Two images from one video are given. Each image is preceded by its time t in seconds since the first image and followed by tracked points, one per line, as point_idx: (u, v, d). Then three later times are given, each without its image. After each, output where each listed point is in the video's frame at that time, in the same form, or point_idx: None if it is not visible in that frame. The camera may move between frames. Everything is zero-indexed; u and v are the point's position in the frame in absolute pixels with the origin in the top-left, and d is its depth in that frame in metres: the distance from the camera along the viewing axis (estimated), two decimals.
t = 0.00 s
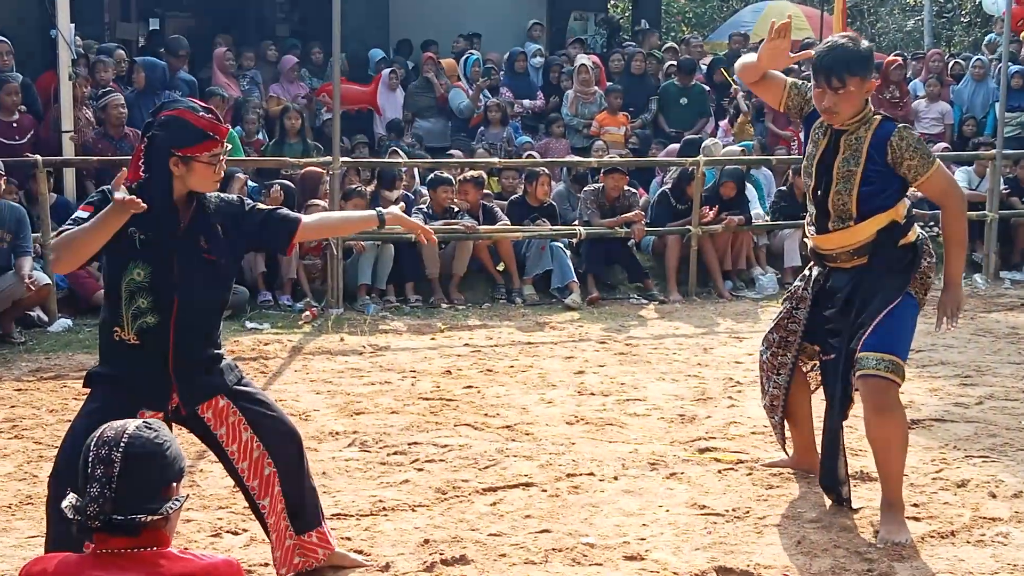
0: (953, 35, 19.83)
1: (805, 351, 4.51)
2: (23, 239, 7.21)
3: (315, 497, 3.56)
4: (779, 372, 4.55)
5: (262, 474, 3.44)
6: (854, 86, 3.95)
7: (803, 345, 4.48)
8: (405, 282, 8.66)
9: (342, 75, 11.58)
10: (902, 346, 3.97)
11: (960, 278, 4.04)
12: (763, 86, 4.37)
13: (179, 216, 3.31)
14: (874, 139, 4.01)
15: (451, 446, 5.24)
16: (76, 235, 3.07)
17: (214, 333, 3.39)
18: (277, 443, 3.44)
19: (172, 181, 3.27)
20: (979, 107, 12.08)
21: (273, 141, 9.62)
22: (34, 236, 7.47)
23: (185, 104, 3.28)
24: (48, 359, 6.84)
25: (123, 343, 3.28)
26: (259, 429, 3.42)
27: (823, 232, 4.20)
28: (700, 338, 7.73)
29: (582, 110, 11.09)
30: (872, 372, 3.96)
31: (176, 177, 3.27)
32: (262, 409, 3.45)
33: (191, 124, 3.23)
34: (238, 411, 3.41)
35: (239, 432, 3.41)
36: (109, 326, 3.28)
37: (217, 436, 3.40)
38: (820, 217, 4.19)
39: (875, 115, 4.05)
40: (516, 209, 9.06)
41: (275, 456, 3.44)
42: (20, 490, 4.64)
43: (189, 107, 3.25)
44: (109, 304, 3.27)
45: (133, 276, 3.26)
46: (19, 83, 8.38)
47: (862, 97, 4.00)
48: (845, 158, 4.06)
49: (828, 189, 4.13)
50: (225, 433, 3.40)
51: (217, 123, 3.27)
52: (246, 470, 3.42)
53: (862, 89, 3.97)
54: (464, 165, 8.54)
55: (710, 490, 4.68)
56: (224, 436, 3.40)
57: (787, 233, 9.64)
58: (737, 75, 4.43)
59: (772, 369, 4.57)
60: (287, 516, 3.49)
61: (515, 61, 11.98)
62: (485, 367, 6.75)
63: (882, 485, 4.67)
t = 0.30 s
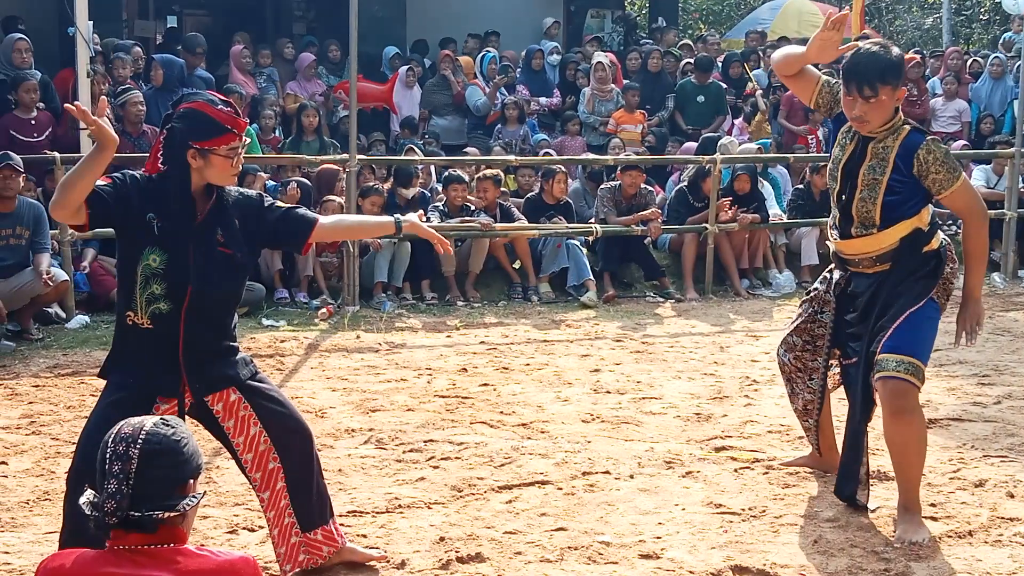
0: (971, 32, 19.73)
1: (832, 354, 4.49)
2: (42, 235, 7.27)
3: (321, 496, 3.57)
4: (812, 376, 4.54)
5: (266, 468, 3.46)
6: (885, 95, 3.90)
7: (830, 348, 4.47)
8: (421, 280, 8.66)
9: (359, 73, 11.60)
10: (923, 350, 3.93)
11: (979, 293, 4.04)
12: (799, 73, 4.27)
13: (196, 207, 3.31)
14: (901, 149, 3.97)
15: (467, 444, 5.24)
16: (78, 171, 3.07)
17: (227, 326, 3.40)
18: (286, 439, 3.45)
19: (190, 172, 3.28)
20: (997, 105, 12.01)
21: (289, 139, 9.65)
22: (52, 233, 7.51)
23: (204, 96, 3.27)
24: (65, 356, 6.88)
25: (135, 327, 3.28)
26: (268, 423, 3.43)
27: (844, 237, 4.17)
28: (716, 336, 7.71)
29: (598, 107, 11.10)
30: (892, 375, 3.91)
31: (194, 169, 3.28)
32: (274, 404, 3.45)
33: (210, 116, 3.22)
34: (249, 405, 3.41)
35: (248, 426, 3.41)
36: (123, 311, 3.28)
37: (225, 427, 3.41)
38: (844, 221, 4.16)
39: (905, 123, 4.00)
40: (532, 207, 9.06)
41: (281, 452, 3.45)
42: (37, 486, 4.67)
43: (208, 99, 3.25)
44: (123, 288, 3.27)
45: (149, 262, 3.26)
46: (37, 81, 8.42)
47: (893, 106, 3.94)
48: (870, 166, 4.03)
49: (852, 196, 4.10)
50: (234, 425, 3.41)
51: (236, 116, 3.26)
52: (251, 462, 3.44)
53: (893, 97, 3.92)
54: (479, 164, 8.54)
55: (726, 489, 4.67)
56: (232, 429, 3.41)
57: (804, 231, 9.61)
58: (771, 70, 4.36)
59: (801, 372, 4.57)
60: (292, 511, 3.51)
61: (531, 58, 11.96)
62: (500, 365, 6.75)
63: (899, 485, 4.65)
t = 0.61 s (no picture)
0: (971, 32, 19.74)
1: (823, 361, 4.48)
2: (42, 236, 7.28)
3: (335, 494, 3.54)
4: (799, 383, 4.53)
5: (280, 470, 3.45)
6: (894, 108, 3.89)
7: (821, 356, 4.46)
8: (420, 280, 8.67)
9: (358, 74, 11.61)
10: (921, 354, 3.94)
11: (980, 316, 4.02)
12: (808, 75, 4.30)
13: (203, 214, 3.32)
14: (897, 165, 3.98)
15: (466, 445, 5.24)
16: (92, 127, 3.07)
17: (231, 332, 3.41)
18: (297, 440, 3.43)
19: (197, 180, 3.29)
20: (996, 105, 12.02)
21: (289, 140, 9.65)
22: (52, 234, 7.51)
23: (210, 103, 3.29)
24: (65, 357, 6.88)
25: (142, 326, 3.28)
26: (279, 424, 3.42)
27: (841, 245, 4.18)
28: (715, 336, 7.72)
29: (597, 108, 11.11)
30: (891, 378, 3.91)
31: (200, 177, 3.29)
32: (283, 405, 3.44)
33: (215, 123, 3.24)
34: (258, 407, 3.41)
35: (258, 428, 3.41)
36: (129, 310, 3.28)
37: (236, 431, 3.41)
38: (837, 230, 4.17)
39: (906, 139, 4.01)
40: (531, 208, 9.06)
41: (293, 453, 3.44)
42: (37, 487, 4.67)
43: (213, 107, 3.26)
44: (130, 287, 3.28)
45: (157, 263, 3.26)
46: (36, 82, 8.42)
47: (899, 119, 3.94)
48: (865, 177, 4.04)
49: (846, 204, 4.10)
50: (245, 429, 3.40)
51: (241, 123, 3.27)
52: (264, 466, 3.43)
53: (900, 111, 3.91)
54: (478, 164, 8.54)
55: (726, 489, 4.67)
56: (243, 432, 3.40)
57: (803, 231, 9.62)
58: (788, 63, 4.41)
59: (788, 379, 4.55)
60: (308, 508, 3.49)
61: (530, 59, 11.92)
62: (500, 366, 6.75)
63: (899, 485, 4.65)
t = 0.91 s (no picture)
0: (982, 32, 19.67)
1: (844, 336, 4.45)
2: (54, 238, 7.30)
3: (336, 499, 3.55)
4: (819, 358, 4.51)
5: (283, 472, 3.44)
6: (918, 81, 3.84)
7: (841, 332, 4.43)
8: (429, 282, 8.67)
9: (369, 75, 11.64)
10: (936, 348, 3.92)
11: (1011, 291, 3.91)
12: (831, 39, 4.32)
13: (230, 202, 3.33)
14: (920, 136, 3.94)
15: (476, 445, 5.25)
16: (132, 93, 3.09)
17: (250, 322, 3.41)
18: (304, 442, 3.45)
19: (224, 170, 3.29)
20: (1008, 106, 11.98)
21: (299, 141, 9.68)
22: (63, 236, 7.54)
23: (242, 96, 3.28)
24: (76, 358, 6.91)
25: (163, 305, 3.31)
26: (287, 424, 3.42)
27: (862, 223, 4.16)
28: (725, 337, 7.71)
29: (607, 109, 11.12)
30: (906, 375, 3.93)
31: (229, 167, 3.28)
32: (293, 404, 3.44)
33: (246, 117, 3.22)
34: (268, 405, 3.41)
35: (266, 427, 3.41)
36: (152, 288, 3.31)
37: (244, 427, 3.41)
38: (858, 203, 4.16)
39: (930, 109, 3.96)
40: (541, 208, 9.06)
41: (299, 454, 3.44)
42: (48, 487, 4.69)
43: (246, 100, 3.25)
44: (154, 266, 3.30)
45: (181, 244, 3.28)
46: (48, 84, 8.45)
47: (923, 90, 3.89)
48: (887, 147, 4.01)
49: (867, 174, 4.08)
50: (252, 426, 3.41)
51: (272, 118, 3.26)
52: (268, 465, 3.43)
53: (925, 82, 3.86)
54: (489, 165, 8.54)
55: (735, 490, 4.66)
56: (251, 429, 3.41)
57: (813, 232, 9.59)
58: (812, 37, 4.49)
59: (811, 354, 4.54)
60: (309, 515, 3.49)
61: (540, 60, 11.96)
62: (510, 366, 6.75)
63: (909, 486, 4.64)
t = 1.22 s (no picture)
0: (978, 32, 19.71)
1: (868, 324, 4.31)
2: (48, 237, 7.28)
3: (331, 501, 3.55)
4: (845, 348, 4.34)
5: (278, 472, 3.44)
6: (946, 67, 3.75)
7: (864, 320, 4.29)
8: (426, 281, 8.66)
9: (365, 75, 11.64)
10: (942, 348, 3.94)
11: None
12: (847, 24, 4.24)
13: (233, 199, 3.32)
14: (948, 121, 3.86)
15: (472, 445, 5.25)
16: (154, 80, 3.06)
17: (248, 322, 3.41)
18: (300, 443, 3.45)
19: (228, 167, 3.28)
20: (1003, 105, 12.00)
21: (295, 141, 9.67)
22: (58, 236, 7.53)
23: (249, 92, 3.27)
24: (72, 358, 6.89)
25: (161, 300, 3.29)
26: (284, 425, 3.42)
27: (880, 208, 4.08)
28: (721, 337, 7.71)
29: (603, 108, 11.13)
30: (913, 377, 3.96)
31: (232, 164, 3.28)
32: (292, 406, 3.44)
33: (253, 114, 3.22)
34: (265, 406, 3.41)
35: (261, 427, 3.41)
36: (151, 283, 3.28)
37: (239, 427, 3.41)
38: (879, 188, 4.08)
39: (956, 92, 3.87)
40: (537, 208, 9.06)
41: (295, 455, 3.44)
42: (44, 487, 4.69)
43: (251, 96, 3.25)
44: (153, 259, 3.28)
45: (182, 239, 3.26)
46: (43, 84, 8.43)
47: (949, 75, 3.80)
48: (913, 132, 3.92)
49: (891, 161, 4.00)
50: (248, 426, 3.41)
51: (278, 116, 3.26)
52: (263, 465, 3.43)
53: (952, 67, 3.77)
54: (485, 164, 8.53)
55: (732, 490, 4.66)
56: (246, 429, 3.40)
57: (810, 231, 9.59)
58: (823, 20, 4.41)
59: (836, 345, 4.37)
60: (302, 516, 3.49)
61: (537, 60, 11.96)
62: (506, 366, 6.75)
63: (905, 485, 4.64)
